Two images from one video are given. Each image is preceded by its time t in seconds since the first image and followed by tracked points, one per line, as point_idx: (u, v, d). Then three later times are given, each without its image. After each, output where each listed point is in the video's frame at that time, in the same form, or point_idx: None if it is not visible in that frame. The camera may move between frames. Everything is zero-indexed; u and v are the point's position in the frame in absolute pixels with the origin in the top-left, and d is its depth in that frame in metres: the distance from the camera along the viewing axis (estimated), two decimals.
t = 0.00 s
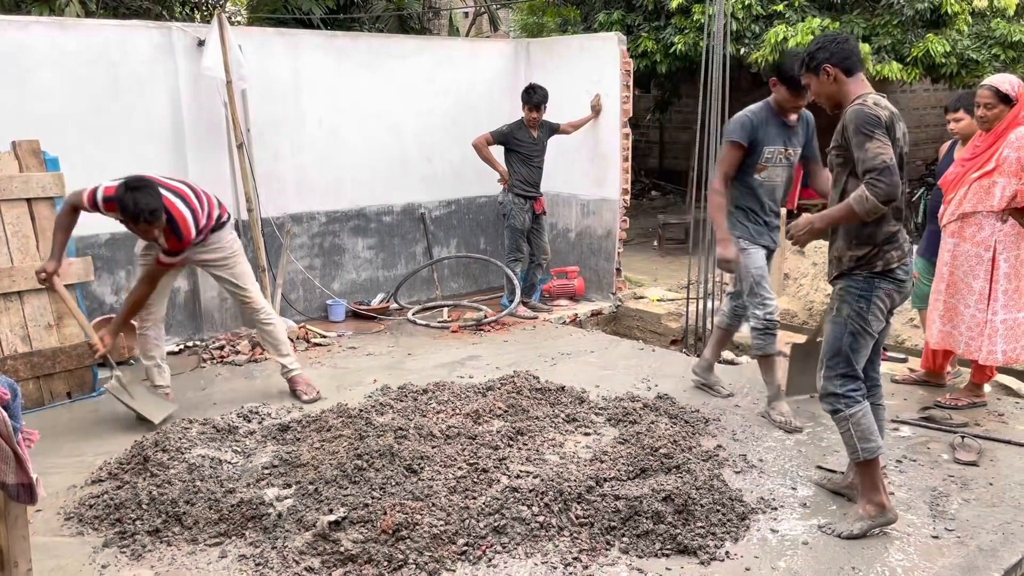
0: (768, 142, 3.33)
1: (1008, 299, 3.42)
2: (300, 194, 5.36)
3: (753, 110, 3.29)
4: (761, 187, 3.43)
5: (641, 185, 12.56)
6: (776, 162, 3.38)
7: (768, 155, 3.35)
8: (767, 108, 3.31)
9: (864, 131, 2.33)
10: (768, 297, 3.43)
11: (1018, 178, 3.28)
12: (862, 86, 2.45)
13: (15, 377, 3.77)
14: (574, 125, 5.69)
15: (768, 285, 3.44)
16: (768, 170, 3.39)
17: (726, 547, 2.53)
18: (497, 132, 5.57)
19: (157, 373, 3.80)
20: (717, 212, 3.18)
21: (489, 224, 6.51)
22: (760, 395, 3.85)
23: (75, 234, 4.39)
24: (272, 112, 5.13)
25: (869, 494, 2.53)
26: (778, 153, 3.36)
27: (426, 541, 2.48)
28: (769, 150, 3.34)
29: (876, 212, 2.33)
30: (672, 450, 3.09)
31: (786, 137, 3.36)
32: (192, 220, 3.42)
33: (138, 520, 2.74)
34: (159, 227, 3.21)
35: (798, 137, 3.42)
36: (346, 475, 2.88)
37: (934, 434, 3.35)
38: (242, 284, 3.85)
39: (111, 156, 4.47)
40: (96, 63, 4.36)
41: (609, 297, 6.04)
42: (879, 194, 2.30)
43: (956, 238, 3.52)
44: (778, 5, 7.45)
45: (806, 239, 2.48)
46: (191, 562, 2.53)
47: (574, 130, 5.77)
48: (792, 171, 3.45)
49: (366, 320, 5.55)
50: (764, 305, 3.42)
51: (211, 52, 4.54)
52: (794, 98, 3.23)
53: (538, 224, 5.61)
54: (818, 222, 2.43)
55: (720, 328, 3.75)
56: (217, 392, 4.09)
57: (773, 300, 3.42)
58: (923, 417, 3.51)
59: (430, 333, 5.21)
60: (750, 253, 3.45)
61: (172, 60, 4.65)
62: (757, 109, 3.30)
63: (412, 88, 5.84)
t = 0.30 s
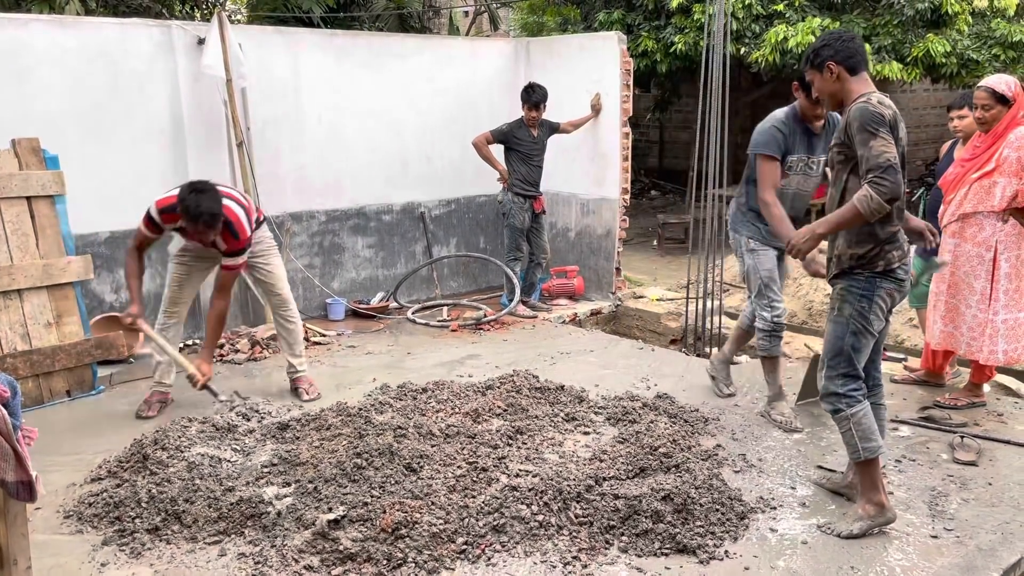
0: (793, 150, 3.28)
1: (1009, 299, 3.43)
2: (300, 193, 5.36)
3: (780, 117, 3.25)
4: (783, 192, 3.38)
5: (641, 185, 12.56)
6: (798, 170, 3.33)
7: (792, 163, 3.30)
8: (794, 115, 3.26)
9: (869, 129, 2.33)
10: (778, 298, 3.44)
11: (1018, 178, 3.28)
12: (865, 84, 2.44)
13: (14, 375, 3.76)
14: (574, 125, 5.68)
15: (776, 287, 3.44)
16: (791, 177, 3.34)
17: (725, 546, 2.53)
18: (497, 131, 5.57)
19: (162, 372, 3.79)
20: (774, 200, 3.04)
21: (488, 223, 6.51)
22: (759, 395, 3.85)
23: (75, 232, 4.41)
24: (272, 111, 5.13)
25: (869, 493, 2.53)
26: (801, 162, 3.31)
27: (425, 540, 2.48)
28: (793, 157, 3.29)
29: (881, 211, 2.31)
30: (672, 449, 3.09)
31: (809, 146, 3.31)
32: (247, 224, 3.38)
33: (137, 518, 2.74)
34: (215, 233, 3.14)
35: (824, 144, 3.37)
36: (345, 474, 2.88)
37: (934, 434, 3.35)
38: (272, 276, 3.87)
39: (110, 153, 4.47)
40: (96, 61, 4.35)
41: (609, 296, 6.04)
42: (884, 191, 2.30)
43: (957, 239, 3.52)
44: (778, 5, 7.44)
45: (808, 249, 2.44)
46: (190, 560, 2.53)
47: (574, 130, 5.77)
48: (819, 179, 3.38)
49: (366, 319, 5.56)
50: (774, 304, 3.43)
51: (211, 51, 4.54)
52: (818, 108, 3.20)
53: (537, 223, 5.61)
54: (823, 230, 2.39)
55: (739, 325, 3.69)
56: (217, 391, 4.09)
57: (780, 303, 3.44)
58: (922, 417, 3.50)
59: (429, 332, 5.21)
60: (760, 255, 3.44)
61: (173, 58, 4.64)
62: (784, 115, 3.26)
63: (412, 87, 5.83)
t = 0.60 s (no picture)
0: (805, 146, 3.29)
1: (1011, 299, 3.43)
2: (300, 191, 5.36)
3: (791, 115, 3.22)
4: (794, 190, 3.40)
5: (641, 183, 12.56)
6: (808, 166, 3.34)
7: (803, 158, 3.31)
8: (805, 112, 3.24)
9: (863, 130, 2.33)
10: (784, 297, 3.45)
11: (1020, 178, 3.29)
12: (869, 84, 2.45)
13: (14, 373, 3.76)
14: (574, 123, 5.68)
15: (782, 286, 3.45)
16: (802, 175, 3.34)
17: (725, 546, 2.53)
18: (497, 130, 5.56)
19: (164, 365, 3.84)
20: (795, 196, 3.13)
21: (489, 222, 6.51)
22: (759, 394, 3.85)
23: (75, 230, 4.40)
24: (272, 109, 5.13)
25: (868, 492, 2.53)
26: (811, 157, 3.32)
27: (425, 538, 2.49)
28: (803, 153, 3.31)
29: (876, 213, 2.32)
30: (672, 448, 3.09)
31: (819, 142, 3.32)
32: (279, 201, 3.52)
33: (138, 515, 2.74)
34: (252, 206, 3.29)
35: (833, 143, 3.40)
36: (346, 472, 2.88)
37: (933, 433, 3.35)
38: (284, 272, 3.89)
39: (111, 151, 4.47)
40: (97, 59, 4.35)
41: (609, 295, 6.03)
42: (876, 193, 2.31)
43: (959, 240, 3.52)
44: (779, 4, 7.44)
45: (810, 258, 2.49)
46: (190, 558, 2.53)
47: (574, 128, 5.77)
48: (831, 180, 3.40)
49: (366, 318, 5.56)
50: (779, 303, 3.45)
51: (212, 49, 4.53)
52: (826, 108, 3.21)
53: (538, 222, 5.61)
54: (823, 239, 2.43)
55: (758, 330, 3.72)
56: (217, 389, 4.09)
57: (785, 301, 3.45)
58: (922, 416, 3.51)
59: (429, 331, 5.21)
60: (767, 252, 3.47)
61: (173, 56, 4.64)
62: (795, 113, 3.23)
63: (412, 85, 5.83)
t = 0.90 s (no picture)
0: (795, 136, 3.34)
1: (1012, 299, 3.43)
2: (301, 189, 5.36)
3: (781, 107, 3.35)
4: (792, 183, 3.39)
5: (642, 182, 12.57)
6: (802, 157, 3.35)
7: (796, 150, 3.34)
8: (797, 103, 3.32)
9: (862, 130, 2.32)
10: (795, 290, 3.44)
11: (1021, 179, 3.29)
12: (872, 83, 2.45)
13: (15, 370, 3.77)
14: (575, 122, 5.68)
15: (785, 281, 3.44)
16: (796, 165, 3.36)
17: (725, 544, 2.53)
18: (498, 128, 5.56)
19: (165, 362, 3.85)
20: (750, 175, 3.38)
21: (489, 220, 6.51)
22: (759, 393, 3.85)
23: (76, 228, 4.40)
24: (273, 107, 5.13)
25: (868, 490, 2.52)
26: (805, 148, 3.33)
27: (425, 536, 2.49)
28: (795, 144, 3.34)
29: (870, 214, 2.35)
30: (672, 447, 3.09)
31: (815, 133, 3.33)
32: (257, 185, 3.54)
33: (138, 513, 2.74)
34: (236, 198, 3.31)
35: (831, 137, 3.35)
36: (346, 470, 2.88)
37: (933, 433, 3.35)
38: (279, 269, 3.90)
39: (111, 149, 4.46)
40: (98, 57, 4.35)
41: (609, 294, 6.03)
42: (871, 194, 2.33)
43: (959, 240, 3.52)
44: (779, 3, 7.43)
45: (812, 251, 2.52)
46: (190, 555, 2.53)
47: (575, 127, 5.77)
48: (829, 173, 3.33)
49: (366, 316, 5.56)
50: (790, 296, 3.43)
51: (212, 47, 4.53)
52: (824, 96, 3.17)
53: (538, 220, 5.61)
54: (818, 237, 2.47)
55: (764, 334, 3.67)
56: (216, 387, 4.09)
57: (789, 297, 3.43)
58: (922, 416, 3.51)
59: (430, 329, 5.21)
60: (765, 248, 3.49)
61: (174, 54, 4.64)
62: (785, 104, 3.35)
63: (413, 83, 5.83)
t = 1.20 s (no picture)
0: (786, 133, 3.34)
1: (1012, 298, 3.43)
2: (301, 187, 5.35)
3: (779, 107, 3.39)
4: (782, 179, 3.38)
5: (642, 181, 12.57)
6: (793, 153, 3.32)
7: (786, 147, 3.33)
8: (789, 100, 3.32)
9: (863, 128, 2.32)
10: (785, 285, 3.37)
11: (1022, 178, 3.29)
12: (878, 82, 2.44)
13: (15, 368, 3.77)
14: (576, 121, 5.67)
15: (772, 276, 3.38)
16: (785, 161, 3.34)
17: (725, 543, 2.53)
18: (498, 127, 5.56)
19: (161, 361, 3.85)
20: (738, 166, 3.51)
21: (489, 219, 6.51)
22: (758, 392, 3.85)
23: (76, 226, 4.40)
24: (274, 105, 5.12)
25: (866, 488, 2.54)
26: (795, 144, 3.31)
27: (425, 535, 2.49)
28: (785, 140, 3.33)
29: (869, 212, 2.34)
30: (672, 446, 3.08)
31: (805, 129, 3.29)
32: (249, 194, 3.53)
33: (138, 511, 2.74)
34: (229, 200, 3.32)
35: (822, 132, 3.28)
36: (346, 468, 2.88)
37: (932, 432, 3.35)
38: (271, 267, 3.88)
39: (111, 147, 4.46)
40: (98, 54, 4.35)
41: (609, 293, 6.03)
42: (869, 192, 2.32)
43: (960, 239, 3.52)
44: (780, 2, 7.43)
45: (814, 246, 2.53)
46: (190, 553, 2.53)
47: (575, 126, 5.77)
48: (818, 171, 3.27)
49: (366, 315, 5.56)
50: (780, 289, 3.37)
51: (213, 45, 4.53)
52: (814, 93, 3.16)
53: (538, 219, 5.61)
54: (818, 237, 2.47)
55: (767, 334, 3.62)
56: (216, 385, 4.09)
57: (774, 292, 3.37)
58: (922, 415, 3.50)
59: (430, 328, 5.21)
60: (757, 243, 3.47)
61: (174, 52, 4.64)
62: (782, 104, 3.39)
63: (413, 82, 5.82)
